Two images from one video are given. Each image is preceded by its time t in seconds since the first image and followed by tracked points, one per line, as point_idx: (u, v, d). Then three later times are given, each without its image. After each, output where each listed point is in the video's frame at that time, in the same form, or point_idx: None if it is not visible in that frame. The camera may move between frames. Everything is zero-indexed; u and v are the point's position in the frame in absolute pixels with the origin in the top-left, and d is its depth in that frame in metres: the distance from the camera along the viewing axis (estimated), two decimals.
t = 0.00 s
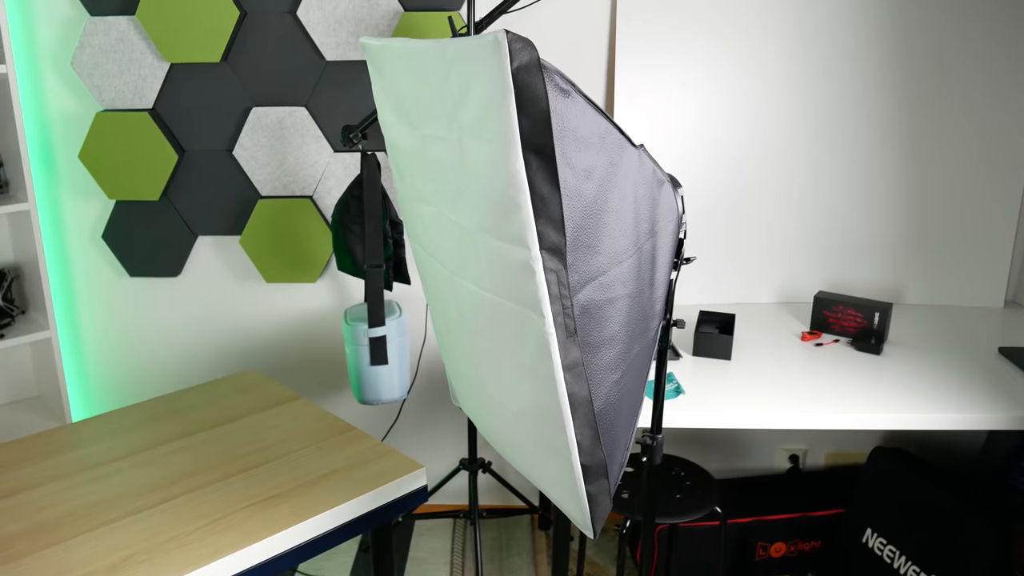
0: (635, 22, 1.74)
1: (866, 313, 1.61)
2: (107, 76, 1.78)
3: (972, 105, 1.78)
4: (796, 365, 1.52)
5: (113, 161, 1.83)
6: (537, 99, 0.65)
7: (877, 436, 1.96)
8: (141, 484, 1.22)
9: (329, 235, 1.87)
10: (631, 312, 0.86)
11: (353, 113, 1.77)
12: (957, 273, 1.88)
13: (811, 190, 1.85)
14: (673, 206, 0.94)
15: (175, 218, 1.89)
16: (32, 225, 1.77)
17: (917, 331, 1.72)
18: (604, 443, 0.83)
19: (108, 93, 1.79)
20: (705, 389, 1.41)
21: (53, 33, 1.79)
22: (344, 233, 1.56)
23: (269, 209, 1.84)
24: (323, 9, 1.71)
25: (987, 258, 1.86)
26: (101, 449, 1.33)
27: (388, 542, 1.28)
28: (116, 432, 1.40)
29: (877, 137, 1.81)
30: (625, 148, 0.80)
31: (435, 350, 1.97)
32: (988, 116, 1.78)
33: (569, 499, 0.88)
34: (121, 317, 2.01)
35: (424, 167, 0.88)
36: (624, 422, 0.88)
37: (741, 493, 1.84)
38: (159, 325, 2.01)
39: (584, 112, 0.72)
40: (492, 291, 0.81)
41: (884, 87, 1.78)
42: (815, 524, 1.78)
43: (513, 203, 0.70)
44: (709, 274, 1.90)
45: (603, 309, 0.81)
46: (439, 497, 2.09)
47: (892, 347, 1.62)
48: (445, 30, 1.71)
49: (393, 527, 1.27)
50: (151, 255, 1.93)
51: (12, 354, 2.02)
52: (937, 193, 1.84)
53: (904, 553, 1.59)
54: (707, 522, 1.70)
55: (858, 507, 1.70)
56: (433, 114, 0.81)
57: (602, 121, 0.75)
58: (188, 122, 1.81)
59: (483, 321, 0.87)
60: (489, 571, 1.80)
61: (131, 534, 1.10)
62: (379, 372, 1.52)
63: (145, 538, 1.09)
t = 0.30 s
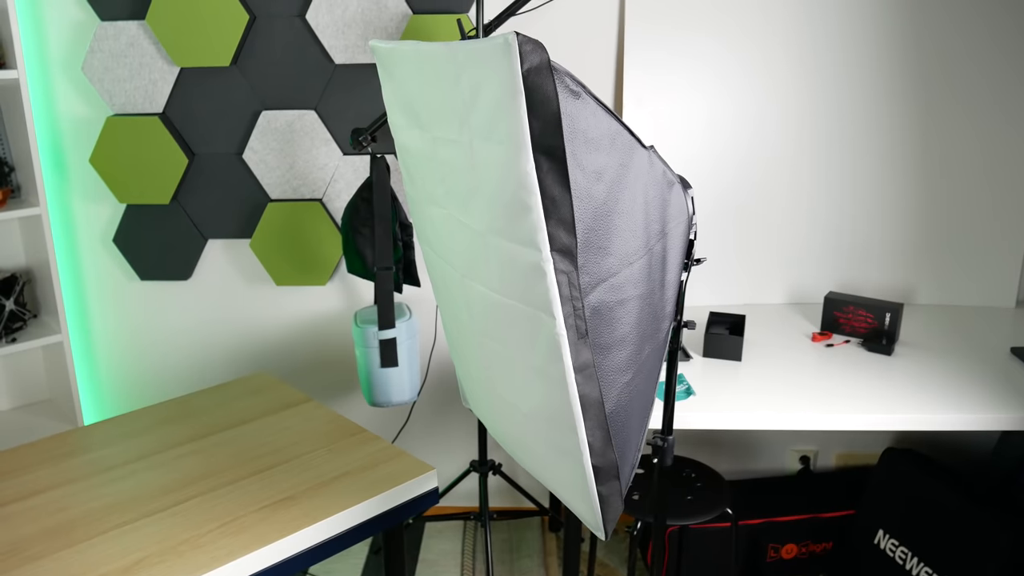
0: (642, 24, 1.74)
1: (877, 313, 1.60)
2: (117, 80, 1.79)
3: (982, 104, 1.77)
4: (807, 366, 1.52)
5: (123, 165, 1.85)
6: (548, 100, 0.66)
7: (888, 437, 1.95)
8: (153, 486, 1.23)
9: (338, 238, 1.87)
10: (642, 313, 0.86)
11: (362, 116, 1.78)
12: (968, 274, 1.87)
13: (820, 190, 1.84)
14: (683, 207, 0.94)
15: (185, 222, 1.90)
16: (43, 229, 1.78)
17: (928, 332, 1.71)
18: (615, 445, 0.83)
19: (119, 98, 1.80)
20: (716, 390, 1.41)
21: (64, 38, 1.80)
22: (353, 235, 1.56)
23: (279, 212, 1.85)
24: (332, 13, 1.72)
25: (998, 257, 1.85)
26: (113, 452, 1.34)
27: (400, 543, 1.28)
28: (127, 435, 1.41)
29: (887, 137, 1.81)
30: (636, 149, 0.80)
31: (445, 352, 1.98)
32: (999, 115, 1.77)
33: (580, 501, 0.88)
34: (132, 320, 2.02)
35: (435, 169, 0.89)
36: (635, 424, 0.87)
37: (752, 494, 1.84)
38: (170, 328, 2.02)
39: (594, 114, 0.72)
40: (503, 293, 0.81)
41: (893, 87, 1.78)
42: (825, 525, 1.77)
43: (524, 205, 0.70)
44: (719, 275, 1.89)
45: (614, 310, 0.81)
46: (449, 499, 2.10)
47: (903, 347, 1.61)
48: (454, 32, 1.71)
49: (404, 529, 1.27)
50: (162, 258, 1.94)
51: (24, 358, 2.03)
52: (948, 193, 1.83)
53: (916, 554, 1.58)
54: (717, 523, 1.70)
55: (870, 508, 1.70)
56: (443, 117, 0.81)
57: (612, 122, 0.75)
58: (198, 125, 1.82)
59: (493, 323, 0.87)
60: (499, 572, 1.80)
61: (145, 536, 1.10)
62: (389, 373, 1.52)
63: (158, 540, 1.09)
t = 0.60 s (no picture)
0: (644, 24, 1.74)
1: (880, 311, 1.60)
2: (119, 82, 1.79)
3: (986, 101, 1.77)
4: (811, 364, 1.51)
5: (126, 166, 1.85)
6: (549, 98, 0.66)
7: (893, 434, 1.95)
8: (157, 488, 1.23)
9: (341, 238, 1.88)
10: (645, 310, 0.86)
11: (364, 115, 1.78)
12: (972, 271, 1.86)
13: (824, 187, 1.84)
14: (686, 205, 0.94)
15: (188, 223, 1.90)
16: (46, 231, 1.79)
17: (932, 329, 1.70)
18: (619, 443, 0.83)
19: (120, 99, 1.81)
20: (720, 388, 1.41)
21: (66, 40, 1.80)
22: (356, 235, 1.56)
23: (281, 213, 1.85)
24: (333, 13, 1.72)
25: (1002, 254, 1.85)
26: (117, 453, 1.34)
27: (403, 543, 1.28)
28: (130, 436, 1.41)
29: (891, 134, 1.80)
30: (638, 147, 0.80)
31: (448, 352, 1.98)
32: (1002, 112, 1.77)
33: (584, 499, 0.88)
34: (135, 321, 2.03)
35: (437, 169, 0.89)
36: (638, 422, 0.87)
37: (756, 492, 1.84)
38: (174, 329, 2.02)
39: (596, 111, 0.72)
40: (506, 292, 0.81)
41: (897, 85, 1.77)
42: (829, 522, 1.77)
43: (526, 203, 0.70)
44: (722, 273, 1.89)
45: (617, 308, 0.81)
46: (453, 499, 2.10)
47: (907, 344, 1.61)
48: (455, 31, 1.71)
49: (408, 529, 1.27)
50: (164, 260, 1.94)
51: (28, 360, 2.03)
52: (952, 189, 1.82)
53: (920, 550, 1.57)
54: (721, 520, 1.69)
55: (874, 504, 1.69)
56: (445, 116, 0.81)
57: (614, 120, 0.75)
58: (200, 127, 1.82)
59: (496, 322, 0.87)
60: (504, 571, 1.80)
61: (149, 537, 1.10)
62: (392, 373, 1.52)
63: (162, 541, 1.09)
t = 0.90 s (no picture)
0: (639, 22, 1.74)
1: (874, 308, 1.61)
2: (111, 82, 1.79)
3: (979, 98, 1.77)
4: (805, 361, 1.52)
5: (119, 167, 1.84)
6: (541, 97, 0.66)
7: (887, 431, 1.95)
8: (151, 489, 1.23)
9: (335, 238, 1.88)
10: (638, 310, 0.86)
11: (358, 115, 1.78)
12: (965, 268, 1.87)
13: (818, 185, 1.84)
14: (678, 204, 0.94)
15: (182, 223, 1.89)
16: (39, 232, 1.78)
17: (926, 326, 1.71)
18: (612, 442, 0.83)
19: (113, 99, 1.80)
20: (714, 386, 1.41)
21: (58, 40, 1.80)
22: (350, 235, 1.56)
23: (275, 213, 1.85)
24: (327, 12, 1.72)
25: (995, 251, 1.85)
26: (111, 455, 1.34)
27: (399, 543, 1.28)
28: (124, 438, 1.41)
29: (885, 132, 1.81)
30: (630, 146, 0.80)
31: (443, 351, 1.98)
32: (995, 109, 1.78)
33: (578, 498, 0.88)
34: (130, 322, 2.02)
35: (429, 168, 0.89)
36: (632, 420, 0.87)
37: (751, 489, 1.84)
38: (168, 330, 2.02)
39: (588, 110, 0.73)
40: (499, 291, 0.81)
41: (891, 82, 1.78)
42: (824, 518, 1.77)
43: (518, 202, 0.70)
44: (716, 272, 1.89)
45: (609, 307, 0.81)
46: (449, 498, 2.10)
47: (901, 341, 1.61)
48: (449, 30, 1.71)
49: (403, 529, 1.27)
50: (159, 260, 1.93)
51: (21, 362, 2.03)
52: (945, 187, 1.83)
53: (915, 546, 1.58)
54: (717, 518, 1.70)
55: (869, 501, 1.70)
56: (437, 115, 0.81)
57: (606, 119, 0.75)
58: (193, 126, 1.82)
59: (490, 321, 0.87)
60: (500, 570, 1.81)
61: (142, 539, 1.10)
62: (387, 373, 1.52)
63: (156, 543, 1.09)
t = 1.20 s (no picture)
0: (629, 23, 1.74)
1: (864, 308, 1.61)
2: (101, 86, 1.78)
3: (968, 99, 1.78)
4: (795, 362, 1.52)
5: (109, 171, 1.84)
6: (529, 100, 0.66)
7: (878, 430, 1.96)
8: (141, 495, 1.22)
9: (326, 241, 1.87)
10: (628, 311, 0.86)
11: (348, 118, 1.78)
12: (954, 268, 1.88)
13: (809, 186, 1.85)
14: (667, 206, 0.94)
15: (172, 227, 1.89)
16: (28, 236, 1.77)
17: (916, 325, 1.72)
18: (602, 443, 0.83)
19: (103, 103, 1.79)
20: (705, 387, 1.41)
21: (46, 44, 1.79)
22: (341, 238, 1.56)
23: (266, 216, 1.85)
24: (317, 15, 1.71)
25: (984, 251, 1.86)
26: (101, 461, 1.33)
27: (390, 547, 1.28)
28: (114, 443, 1.40)
29: (875, 133, 1.81)
30: (618, 148, 0.80)
31: (435, 354, 1.97)
32: (983, 109, 1.79)
33: (569, 500, 0.88)
34: (120, 327, 2.01)
35: (419, 171, 0.88)
36: (622, 422, 0.87)
37: (744, 490, 1.85)
38: (159, 335, 2.01)
39: (576, 113, 0.73)
40: (488, 294, 0.81)
41: (881, 82, 1.78)
42: (817, 518, 1.78)
43: (507, 205, 0.70)
44: (707, 272, 1.90)
45: (599, 309, 0.81)
46: (442, 501, 2.10)
47: (891, 341, 1.62)
48: (439, 33, 1.71)
49: (394, 532, 1.27)
50: (149, 264, 1.93)
51: (11, 367, 2.02)
52: (934, 187, 1.84)
53: (906, 545, 1.59)
54: (709, 518, 1.70)
55: (861, 500, 1.71)
56: (426, 118, 0.81)
57: (594, 122, 0.75)
58: (183, 130, 1.81)
59: (480, 324, 0.87)
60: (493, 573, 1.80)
61: (132, 545, 1.10)
62: (379, 376, 1.52)
63: (146, 549, 1.09)
